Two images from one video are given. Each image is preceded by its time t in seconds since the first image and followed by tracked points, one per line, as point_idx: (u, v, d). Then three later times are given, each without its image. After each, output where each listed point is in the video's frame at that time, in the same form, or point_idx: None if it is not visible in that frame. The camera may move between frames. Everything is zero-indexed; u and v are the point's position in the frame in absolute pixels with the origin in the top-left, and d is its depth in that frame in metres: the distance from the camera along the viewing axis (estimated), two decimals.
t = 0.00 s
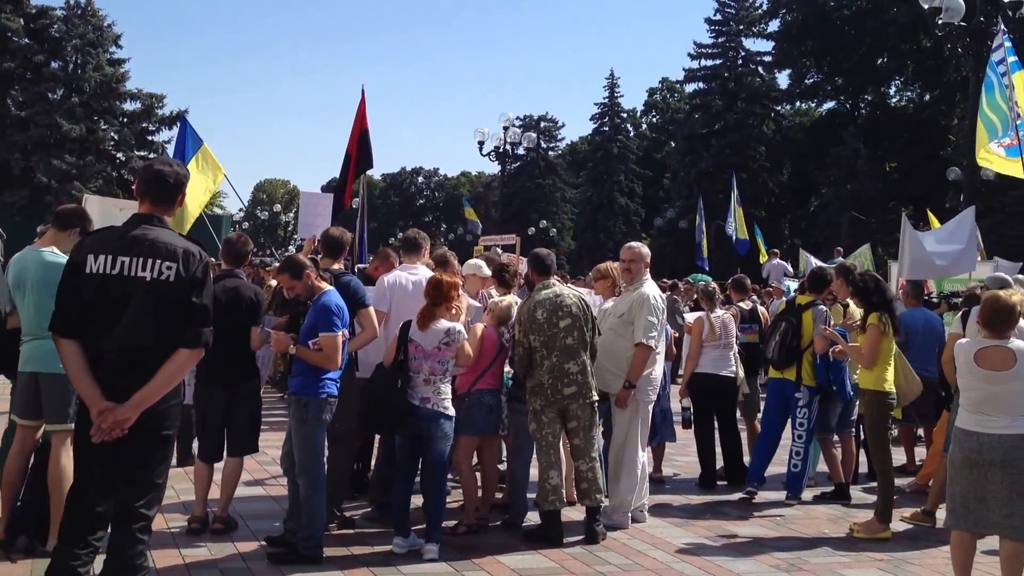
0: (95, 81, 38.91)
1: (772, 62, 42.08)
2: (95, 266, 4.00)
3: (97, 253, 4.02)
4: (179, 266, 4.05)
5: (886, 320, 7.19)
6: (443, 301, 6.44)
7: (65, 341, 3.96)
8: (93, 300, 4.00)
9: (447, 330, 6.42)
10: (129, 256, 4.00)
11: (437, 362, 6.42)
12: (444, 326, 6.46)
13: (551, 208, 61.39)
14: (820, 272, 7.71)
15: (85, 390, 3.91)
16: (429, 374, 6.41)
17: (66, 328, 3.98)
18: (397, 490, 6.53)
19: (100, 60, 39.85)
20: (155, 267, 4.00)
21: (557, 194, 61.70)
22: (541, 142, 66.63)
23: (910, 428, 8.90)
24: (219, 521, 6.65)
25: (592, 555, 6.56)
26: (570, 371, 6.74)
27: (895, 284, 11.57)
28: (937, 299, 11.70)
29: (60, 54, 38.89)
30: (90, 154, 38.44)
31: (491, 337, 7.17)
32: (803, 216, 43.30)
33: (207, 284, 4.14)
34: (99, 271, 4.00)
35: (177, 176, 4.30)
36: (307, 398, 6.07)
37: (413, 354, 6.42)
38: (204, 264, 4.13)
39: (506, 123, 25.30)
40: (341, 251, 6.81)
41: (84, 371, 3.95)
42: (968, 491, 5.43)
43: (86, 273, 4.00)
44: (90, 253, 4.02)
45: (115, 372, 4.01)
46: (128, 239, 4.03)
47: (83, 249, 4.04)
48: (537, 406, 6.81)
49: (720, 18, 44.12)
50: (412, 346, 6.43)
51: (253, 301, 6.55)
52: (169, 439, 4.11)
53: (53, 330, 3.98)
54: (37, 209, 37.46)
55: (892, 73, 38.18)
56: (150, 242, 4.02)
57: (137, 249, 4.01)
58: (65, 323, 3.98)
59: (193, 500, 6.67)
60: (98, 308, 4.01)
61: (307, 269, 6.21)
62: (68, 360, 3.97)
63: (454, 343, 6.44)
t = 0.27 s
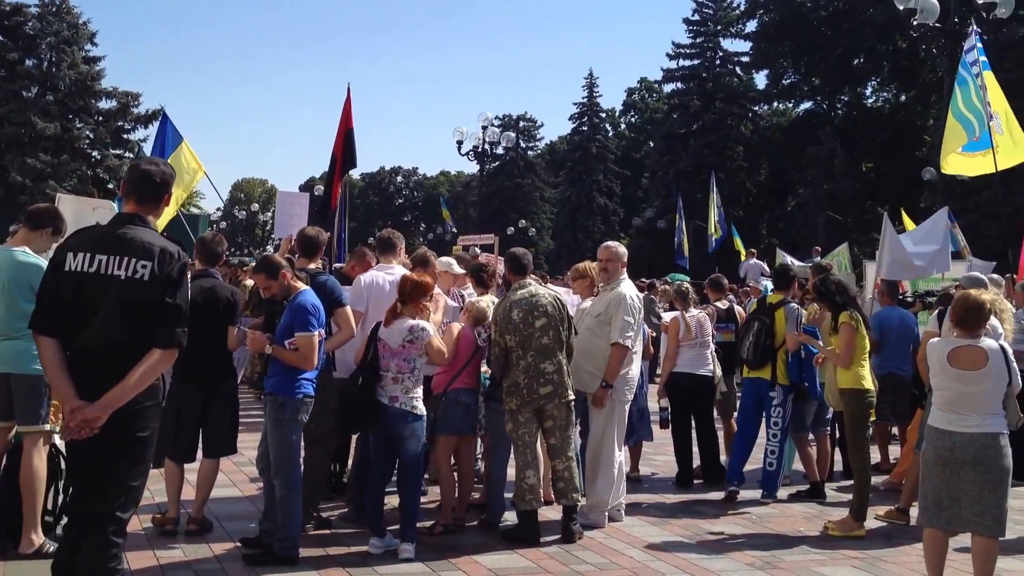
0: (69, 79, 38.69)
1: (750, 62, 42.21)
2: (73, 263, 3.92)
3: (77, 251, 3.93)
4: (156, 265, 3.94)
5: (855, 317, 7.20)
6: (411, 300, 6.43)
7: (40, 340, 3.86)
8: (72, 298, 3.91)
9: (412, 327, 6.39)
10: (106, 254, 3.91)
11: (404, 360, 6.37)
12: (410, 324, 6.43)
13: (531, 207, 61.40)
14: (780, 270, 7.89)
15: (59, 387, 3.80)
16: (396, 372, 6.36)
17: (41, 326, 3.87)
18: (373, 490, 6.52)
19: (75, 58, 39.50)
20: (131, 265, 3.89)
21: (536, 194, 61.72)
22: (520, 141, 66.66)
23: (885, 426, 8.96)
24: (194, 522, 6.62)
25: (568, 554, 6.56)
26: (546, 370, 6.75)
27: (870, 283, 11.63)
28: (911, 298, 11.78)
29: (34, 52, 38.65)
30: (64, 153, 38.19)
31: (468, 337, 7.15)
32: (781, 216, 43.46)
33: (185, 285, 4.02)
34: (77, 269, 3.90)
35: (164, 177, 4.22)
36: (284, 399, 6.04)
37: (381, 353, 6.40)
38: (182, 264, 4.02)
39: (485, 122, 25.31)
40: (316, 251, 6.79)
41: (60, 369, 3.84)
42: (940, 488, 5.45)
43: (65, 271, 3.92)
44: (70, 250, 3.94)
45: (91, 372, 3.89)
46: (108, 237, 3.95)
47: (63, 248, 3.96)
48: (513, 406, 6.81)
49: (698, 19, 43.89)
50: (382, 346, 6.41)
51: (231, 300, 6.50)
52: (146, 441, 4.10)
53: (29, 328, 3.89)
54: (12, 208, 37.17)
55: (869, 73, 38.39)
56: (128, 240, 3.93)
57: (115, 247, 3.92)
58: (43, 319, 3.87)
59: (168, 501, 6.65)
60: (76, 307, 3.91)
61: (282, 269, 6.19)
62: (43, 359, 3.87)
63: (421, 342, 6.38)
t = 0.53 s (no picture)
0: (45, 77, 38.45)
1: (729, 63, 42.35)
2: (54, 263, 4.05)
3: (58, 252, 4.07)
4: (128, 265, 4.01)
5: (831, 317, 7.19)
6: (386, 299, 6.36)
7: (21, 339, 4.00)
8: (52, 297, 4.03)
9: (385, 326, 6.31)
10: (83, 255, 4.02)
11: (379, 360, 6.31)
12: (385, 323, 6.36)
13: (511, 207, 61.38)
14: (742, 270, 7.97)
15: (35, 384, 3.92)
16: (371, 372, 6.31)
17: (23, 325, 4.01)
18: (351, 491, 6.49)
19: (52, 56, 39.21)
20: (104, 264, 3.99)
21: (517, 194, 61.73)
22: (500, 141, 66.62)
23: (861, 425, 9.00)
24: (169, 525, 6.58)
25: (546, 554, 6.56)
26: (524, 370, 6.75)
27: (847, 283, 11.69)
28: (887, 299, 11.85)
29: (9, 50, 38.41)
30: (39, 152, 37.96)
31: (445, 337, 7.12)
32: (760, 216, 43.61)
33: (159, 283, 4.08)
34: (57, 268, 4.04)
35: (149, 179, 4.32)
36: (261, 400, 6.00)
37: (357, 353, 6.36)
38: (157, 263, 4.08)
39: (465, 122, 25.30)
40: (293, 250, 6.75)
41: (40, 366, 3.96)
42: (915, 487, 5.49)
43: (46, 271, 4.06)
44: (53, 251, 4.08)
45: (69, 371, 4.00)
46: (86, 237, 4.06)
47: (48, 248, 4.11)
48: (491, 406, 6.81)
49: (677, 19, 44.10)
50: (358, 345, 6.37)
51: (207, 301, 6.48)
52: (123, 443, 4.09)
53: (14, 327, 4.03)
54: None
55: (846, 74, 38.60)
56: (104, 240, 4.03)
57: (91, 247, 4.03)
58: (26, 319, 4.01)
59: (143, 504, 6.60)
60: (55, 306, 4.04)
61: (259, 269, 6.15)
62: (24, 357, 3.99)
63: (394, 341, 6.30)
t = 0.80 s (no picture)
0: (21, 75, 38.11)
1: (710, 63, 42.44)
2: (46, 268, 4.18)
3: (50, 258, 4.20)
4: (103, 263, 4.07)
5: (808, 318, 7.29)
6: (373, 300, 6.34)
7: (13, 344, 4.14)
8: (45, 301, 4.16)
9: (372, 328, 6.28)
10: (68, 258, 4.13)
11: (366, 362, 6.31)
12: (372, 325, 6.33)
13: (492, 207, 61.32)
14: (708, 270, 7.99)
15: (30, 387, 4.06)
16: (358, 375, 6.31)
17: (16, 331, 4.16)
18: (330, 492, 6.46)
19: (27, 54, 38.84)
20: (82, 265, 4.07)
21: (498, 193, 61.68)
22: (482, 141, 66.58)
23: (840, 424, 9.04)
24: (145, 527, 6.53)
25: (526, 554, 6.55)
26: (505, 370, 6.74)
27: (825, 283, 11.74)
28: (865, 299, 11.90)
29: None
30: (15, 150, 37.66)
31: (425, 338, 7.11)
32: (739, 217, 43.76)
33: (137, 280, 4.12)
34: (47, 274, 4.17)
35: (137, 180, 4.37)
36: (238, 400, 5.96)
37: (345, 354, 6.37)
38: (134, 260, 4.13)
39: (445, 122, 25.26)
40: (270, 249, 6.71)
41: (39, 370, 4.11)
42: (892, 486, 5.50)
43: (39, 277, 4.20)
44: (46, 258, 4.22)
45: (61, 371, 4.11)
46: (73, 241, 4.17)
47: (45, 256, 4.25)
48: (471, 406, 6.78)
49: (657, 20, 44.06)
50: (346, 347, 6.37)
51: (184, 302, 6.45)
52: (112, 442, 4.15)
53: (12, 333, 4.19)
54: None
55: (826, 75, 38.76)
56: (86, 243, 4.12)
57: (75, 251, 4.13)
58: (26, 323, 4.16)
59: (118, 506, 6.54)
60: (48, 309, 4.16)
61: (236, 269, 6.10)
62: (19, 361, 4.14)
63: (381, 343, 6.28)
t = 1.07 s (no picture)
0: None
1: (691, 64, 42.53)
2: (47, 269, 4.22)
3: (52, 258, 4.24)
4: (97, 259, 4.09)
5: (789, 320, 7.25)
6: (368, 301, 6.20)
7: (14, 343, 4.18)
8: (45, 302, 4.21)
9: (367, 331, 6.17)
10: (67, 256, 4.16)
11: (361, 366, 6.18)
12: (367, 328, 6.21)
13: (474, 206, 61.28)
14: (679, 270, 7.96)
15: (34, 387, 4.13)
16: (353, 379, 6.18)
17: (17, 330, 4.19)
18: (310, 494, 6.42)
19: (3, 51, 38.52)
20: (78, 263, 4.10)
21: (479, 193, 61.65)
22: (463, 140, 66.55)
23: (819, 424, 9.06)
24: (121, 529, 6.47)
25: (506, 555, 6.53)
26: (487, 372, 6.72)
27: (805, 283, 11.77)
28: (844, 298, 11.93)
29: None
30: None
31: (406, 338, 7.09)
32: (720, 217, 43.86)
33: (135, 276, 4.15)
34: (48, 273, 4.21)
35: (132, 180, 4.40)
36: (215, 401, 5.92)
37: (340, 357, 6.27)
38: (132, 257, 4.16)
39: (426, 121, 25.22)
40: (248, 248, 6.66)
41: (39, 369, 4.15)
42: (871, 486, 5.50)
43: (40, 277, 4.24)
44: (48, 259, 4.26)
45: (63, 369, 4.17)
46: (72, 241, 4.21)
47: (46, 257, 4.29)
48: (453, 407, 6.76)
49: (639, 20, 44.02)
50: (341, 350, 6.26)
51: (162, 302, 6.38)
52: (112, 440, 4.17)
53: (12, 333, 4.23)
54: None
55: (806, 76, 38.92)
56: (84, 241, 4.16)
57: (74, 249, 4.16)
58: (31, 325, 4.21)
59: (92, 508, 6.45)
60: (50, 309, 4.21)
61: (213, 269, 6.04)
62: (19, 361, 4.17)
63: (377, 346, 6.17)
